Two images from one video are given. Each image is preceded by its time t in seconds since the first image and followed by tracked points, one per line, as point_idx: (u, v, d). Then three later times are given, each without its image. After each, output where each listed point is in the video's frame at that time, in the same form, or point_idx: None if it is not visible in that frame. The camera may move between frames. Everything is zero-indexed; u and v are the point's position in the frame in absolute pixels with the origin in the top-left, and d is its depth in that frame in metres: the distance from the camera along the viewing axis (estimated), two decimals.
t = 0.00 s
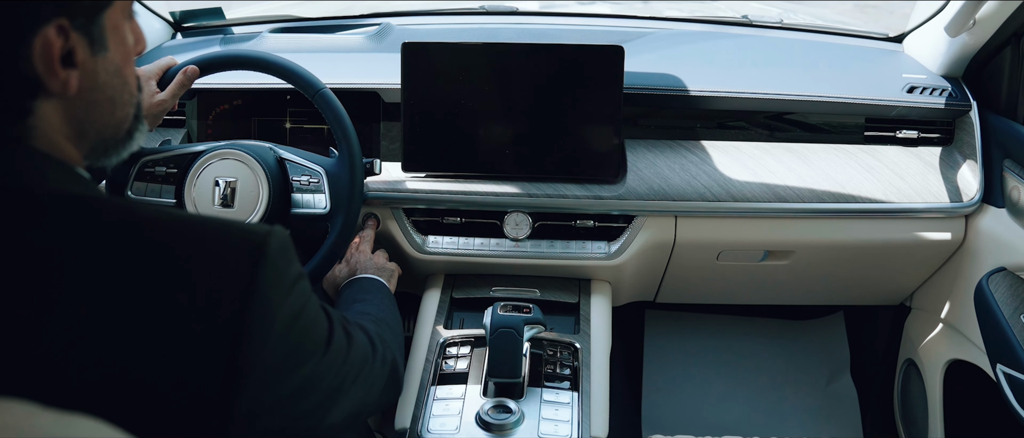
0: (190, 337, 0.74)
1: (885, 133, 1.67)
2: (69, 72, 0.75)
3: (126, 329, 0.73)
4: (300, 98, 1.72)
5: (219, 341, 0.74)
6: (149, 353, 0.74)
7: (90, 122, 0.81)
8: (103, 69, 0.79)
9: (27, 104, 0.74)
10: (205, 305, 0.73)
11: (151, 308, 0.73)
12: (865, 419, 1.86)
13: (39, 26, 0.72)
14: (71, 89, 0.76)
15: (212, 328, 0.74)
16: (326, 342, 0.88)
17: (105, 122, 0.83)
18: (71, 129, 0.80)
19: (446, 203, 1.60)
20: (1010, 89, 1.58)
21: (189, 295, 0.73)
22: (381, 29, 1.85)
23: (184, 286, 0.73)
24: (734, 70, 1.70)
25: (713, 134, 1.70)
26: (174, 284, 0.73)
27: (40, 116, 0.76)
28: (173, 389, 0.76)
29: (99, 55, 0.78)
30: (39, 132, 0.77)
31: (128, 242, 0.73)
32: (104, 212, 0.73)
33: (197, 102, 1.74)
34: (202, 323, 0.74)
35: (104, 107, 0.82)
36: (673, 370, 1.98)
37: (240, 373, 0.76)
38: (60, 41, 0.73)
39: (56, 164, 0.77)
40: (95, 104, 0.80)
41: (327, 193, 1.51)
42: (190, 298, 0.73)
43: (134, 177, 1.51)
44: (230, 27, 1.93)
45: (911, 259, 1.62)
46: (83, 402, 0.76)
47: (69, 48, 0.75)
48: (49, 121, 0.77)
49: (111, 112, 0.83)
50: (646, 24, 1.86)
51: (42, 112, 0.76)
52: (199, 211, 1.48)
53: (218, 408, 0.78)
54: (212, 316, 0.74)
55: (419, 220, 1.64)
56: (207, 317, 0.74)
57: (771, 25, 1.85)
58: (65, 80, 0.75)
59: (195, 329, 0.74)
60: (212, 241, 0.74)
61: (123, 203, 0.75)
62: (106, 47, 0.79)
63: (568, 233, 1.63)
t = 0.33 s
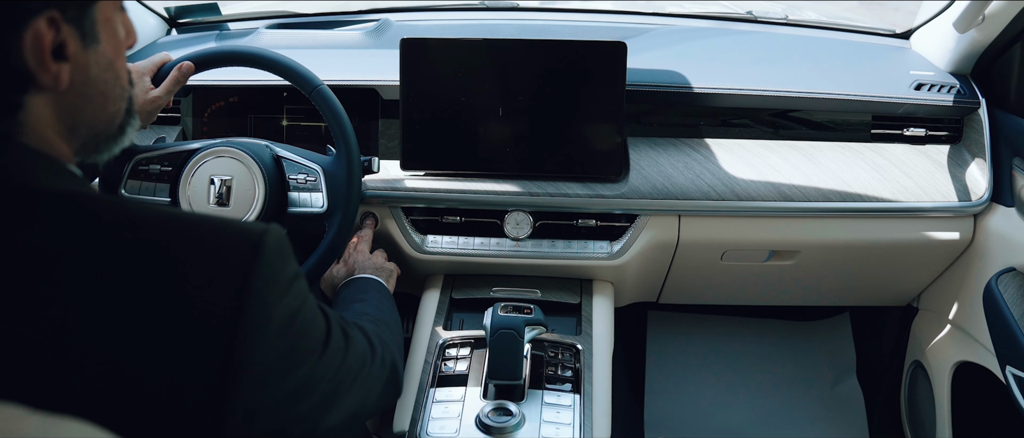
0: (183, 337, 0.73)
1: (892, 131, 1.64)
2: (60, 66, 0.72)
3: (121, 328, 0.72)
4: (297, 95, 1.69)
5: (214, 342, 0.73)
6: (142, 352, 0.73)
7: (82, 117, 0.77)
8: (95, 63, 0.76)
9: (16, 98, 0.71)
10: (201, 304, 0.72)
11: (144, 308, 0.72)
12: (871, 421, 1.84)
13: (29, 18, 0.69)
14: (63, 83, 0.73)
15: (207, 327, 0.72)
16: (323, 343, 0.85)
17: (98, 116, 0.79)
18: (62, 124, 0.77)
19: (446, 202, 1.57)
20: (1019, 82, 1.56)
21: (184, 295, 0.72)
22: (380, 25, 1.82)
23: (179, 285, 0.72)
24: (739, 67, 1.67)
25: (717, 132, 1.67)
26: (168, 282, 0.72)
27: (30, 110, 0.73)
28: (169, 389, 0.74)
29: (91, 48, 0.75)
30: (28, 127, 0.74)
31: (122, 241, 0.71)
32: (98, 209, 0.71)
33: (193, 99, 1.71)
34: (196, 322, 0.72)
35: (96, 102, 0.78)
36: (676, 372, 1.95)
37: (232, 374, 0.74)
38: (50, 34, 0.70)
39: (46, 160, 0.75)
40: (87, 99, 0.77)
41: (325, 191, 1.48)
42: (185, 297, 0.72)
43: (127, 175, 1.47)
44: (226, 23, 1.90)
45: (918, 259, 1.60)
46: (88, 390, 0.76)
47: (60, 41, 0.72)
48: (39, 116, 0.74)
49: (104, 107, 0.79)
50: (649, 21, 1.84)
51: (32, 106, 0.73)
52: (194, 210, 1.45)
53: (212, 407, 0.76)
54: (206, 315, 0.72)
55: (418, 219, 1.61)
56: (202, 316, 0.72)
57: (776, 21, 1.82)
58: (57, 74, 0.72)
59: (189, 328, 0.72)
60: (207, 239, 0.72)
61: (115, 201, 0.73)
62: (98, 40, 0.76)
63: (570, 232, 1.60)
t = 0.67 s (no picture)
0: (174, 339, 0.70)
1: (898, 129, 1.61)
2: (45, 61, 0.69)
3: (112, 328, 0.70)
4: (292, 92, 1.66)
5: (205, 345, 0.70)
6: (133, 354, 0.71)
7: (69, 113, 0.74)
8: (80, 58, 0.73)
9: None
10: (193, 306, 0.69)
11: (134, 308, 0.69)
12: (876, 425, 1.81)
13: (11, 12, 0.66)
14: (48, 79, 0.70)
15: (197, 330, 0.69)
16: (318, 346, 0.82)
17: (84, 113, 0.76)
18: (47, 120, 0.73)
19: (443, 201, 1.54)
20: None
21: (174, 295, 0.69)
22: (376, 21, 1.79)
23: (168, 286, 0.69)
24: (742, 64, 1.65)
25: (720, 130, 1.64)
26: (157, 283, 0.69)
27: (14, 107, 0.70)
28: (160, 393, 0.72)
29: (77, 42, 0.72)
30: (13, 124, 0.71)
31: (111, 238, 0.69)
32: (90, 208, 0.70)
33: (186, 97, 1.69)
34: (186, 324, 0.69)
35: (82, 99, 0.75)
36: (678, 374, 1.92)
37: (224, 379, 0.71)
38: (34, 28, 0.67)
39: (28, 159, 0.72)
40: (74, 95, 0.73)
41: (320, 191, 1.45)
42: (175, 297, 0.69)
43: (118, 174, 1.43)
44: (221, 19, 1.87)
45: (924, 260, 1.57)
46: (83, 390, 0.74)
47: (45, 35, 0.68)
48: (25, 113, 0.71)
49: (90, 104, 0.76)
50: (650, 17, 1.81)
51: (16, 103, 0.70)
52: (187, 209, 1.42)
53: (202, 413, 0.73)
54: (196, 318, 0.69)
55: (415, 219, 1.59)
56: (194, 318, 0.69)
57: (779, 17, 1.80)
58: (41, 70, 0.69)
59: (179, 330, 0.69)
60: (198, 239, 0.70)
61: (102, 200, 0.70)
62: (85, 35, 0.73)
63: (570, 232, 1.57)
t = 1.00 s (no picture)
0: (162, 337, 0.67)
1: (904, 127, 1.58)
2: (23, 54, 0.66)
3: (102, 323, 0.68)
4: (288, 90, 1.63)
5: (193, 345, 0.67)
6: (122, 350, 0.68)
7: (52, 106, 0.70)
8: (61, 50, 0.69)
9: None
10: (182, 303, 0.66)
11: (124, 304, 0.67)
12: (881, 428, 1.78)
13: None
14: (27, 72, 0.67)
15: (184, 329, 0.67)
16: (313, 347, 0.79)
17: (69, 105, 0.72)
18: (29, 113, 0.70)
19: (441, 200, 1.51)
20: None
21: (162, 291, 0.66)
22: (374, 18, 1.76)
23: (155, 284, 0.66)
24: (745, 60, 1.62)
25: (723, 128, 1.61)
26: (145, 278, 0.66)
27: None
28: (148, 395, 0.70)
29: (58, 34, 0.68)
30: None
31: (97, 233, 0.66)
32: (76, 201, 0.67)
33: (180, 94, 1.66)
34: (175, 322, 0.66)
35: (65, 91, 0.71)
36: (680, 376, 1.89)
37: (212, 380, 0.68)
38: (10, 21, 0.64)
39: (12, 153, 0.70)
40: (57, 88, 0.70)
41: (316, 190, 1.42)
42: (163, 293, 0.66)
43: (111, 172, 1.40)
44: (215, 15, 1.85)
45: (931, 261, 1.54)
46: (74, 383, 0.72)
47: (22, 27, 0.65)
48: (4, 106, 0.68)
49: (73, 96, 0.72)
50: (652, 13, 1.78)
51: None
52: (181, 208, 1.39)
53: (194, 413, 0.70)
54: (185, 316, 0.66)
55: (413, 218, 1.56)
56: (181, 316, 0.66)
57: (783, 14, 1.77)
58: (19, 63, 0.66)
59: (167, 327, 0.67)
60: (186, 233, 0.67)
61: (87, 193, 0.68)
62: (67, 26, 0.69)
63: (571, 232, 1.54)
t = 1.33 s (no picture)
0: (155, 345, 0.64)
1: (913, 126, 1.56)
2: (11, 47, 0.63)
3: (96, 330, 0.65)
4: (286, 88, 1.60)
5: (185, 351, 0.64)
6: (116, 358, 0.66)
7: (41, 101, 0.68)
8: (51, 43, 0.66)
9: None
10: (174, 309, 0.63)
11: (117, 309, 0.64)
12: (889, 431, 1.76)
13: None
14: (15, 65, 0.64)
15: (175, 335, 0.64)
16: (314, 354, 0.77)
17: (59, 100, 0.69)
18: (16, 106, 0.67)
19: (442, 200, 1.48)
20: None
21: (155, 296, 0.64)
22: (374, 14, 1.73)
23: (145, 288, 0.64)
24: (751, 58, 1.59)
25: (727, 127, 1.59)
26: (138, 282, 0.64)
27: None
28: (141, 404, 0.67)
29: (47, 27, 0.65)
30: None
31: (88, 235, 0.64)
32: (68, 201, 0.65)
33: (175, 92, 1.63)
34: (167, 329, 0.64)
35: (55, 85, 0.68)
36: (684, 379, 1.87)
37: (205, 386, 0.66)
38: None
39: None
40: (47, 82, 0.67)
41: (315, 188, 1.39)
42: (155, 298, 0.64)
43: (107, 173, 1.38)
44: (212, 12, 1.82)
45: (940, 261, 1.52)
46: (69, 394, 0.69)
47: (10, 21, 0.62)
48: None
49: (64, 91, 0.69)
50: (656, 10, 1.75)
51: None
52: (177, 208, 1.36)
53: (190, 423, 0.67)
54: (178, 322, 0.63)
55: (413, 218, 1.53)
56: (175, 323, 0.63)
57: (789, 11, 1.74)
58: (6, 55, 0.63)
59: (160, 334, 0.64)
60: (178, 233, 0.64)
61: (80, 194, 0.65)
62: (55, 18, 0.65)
63: (574, 233, 1.52)
